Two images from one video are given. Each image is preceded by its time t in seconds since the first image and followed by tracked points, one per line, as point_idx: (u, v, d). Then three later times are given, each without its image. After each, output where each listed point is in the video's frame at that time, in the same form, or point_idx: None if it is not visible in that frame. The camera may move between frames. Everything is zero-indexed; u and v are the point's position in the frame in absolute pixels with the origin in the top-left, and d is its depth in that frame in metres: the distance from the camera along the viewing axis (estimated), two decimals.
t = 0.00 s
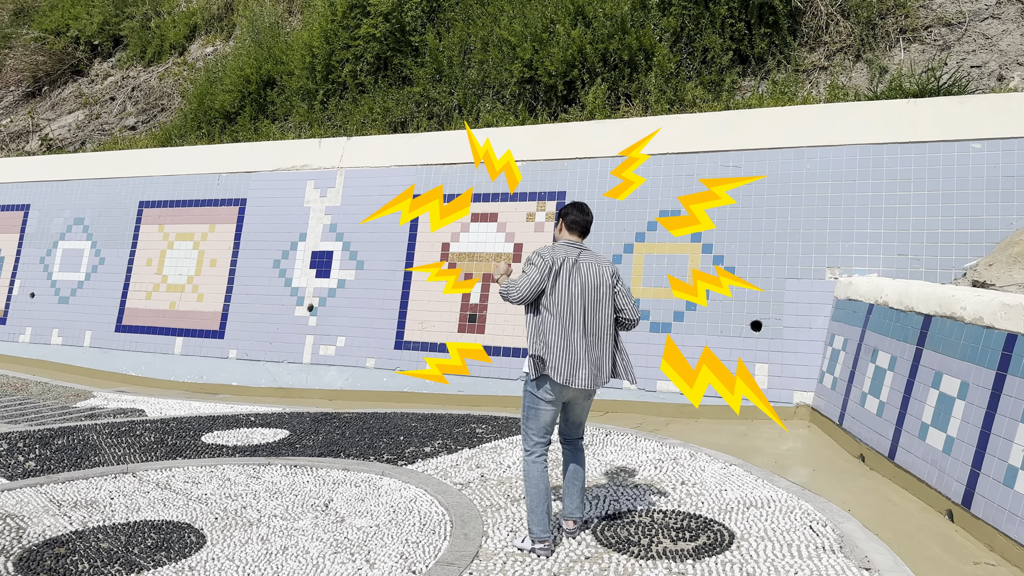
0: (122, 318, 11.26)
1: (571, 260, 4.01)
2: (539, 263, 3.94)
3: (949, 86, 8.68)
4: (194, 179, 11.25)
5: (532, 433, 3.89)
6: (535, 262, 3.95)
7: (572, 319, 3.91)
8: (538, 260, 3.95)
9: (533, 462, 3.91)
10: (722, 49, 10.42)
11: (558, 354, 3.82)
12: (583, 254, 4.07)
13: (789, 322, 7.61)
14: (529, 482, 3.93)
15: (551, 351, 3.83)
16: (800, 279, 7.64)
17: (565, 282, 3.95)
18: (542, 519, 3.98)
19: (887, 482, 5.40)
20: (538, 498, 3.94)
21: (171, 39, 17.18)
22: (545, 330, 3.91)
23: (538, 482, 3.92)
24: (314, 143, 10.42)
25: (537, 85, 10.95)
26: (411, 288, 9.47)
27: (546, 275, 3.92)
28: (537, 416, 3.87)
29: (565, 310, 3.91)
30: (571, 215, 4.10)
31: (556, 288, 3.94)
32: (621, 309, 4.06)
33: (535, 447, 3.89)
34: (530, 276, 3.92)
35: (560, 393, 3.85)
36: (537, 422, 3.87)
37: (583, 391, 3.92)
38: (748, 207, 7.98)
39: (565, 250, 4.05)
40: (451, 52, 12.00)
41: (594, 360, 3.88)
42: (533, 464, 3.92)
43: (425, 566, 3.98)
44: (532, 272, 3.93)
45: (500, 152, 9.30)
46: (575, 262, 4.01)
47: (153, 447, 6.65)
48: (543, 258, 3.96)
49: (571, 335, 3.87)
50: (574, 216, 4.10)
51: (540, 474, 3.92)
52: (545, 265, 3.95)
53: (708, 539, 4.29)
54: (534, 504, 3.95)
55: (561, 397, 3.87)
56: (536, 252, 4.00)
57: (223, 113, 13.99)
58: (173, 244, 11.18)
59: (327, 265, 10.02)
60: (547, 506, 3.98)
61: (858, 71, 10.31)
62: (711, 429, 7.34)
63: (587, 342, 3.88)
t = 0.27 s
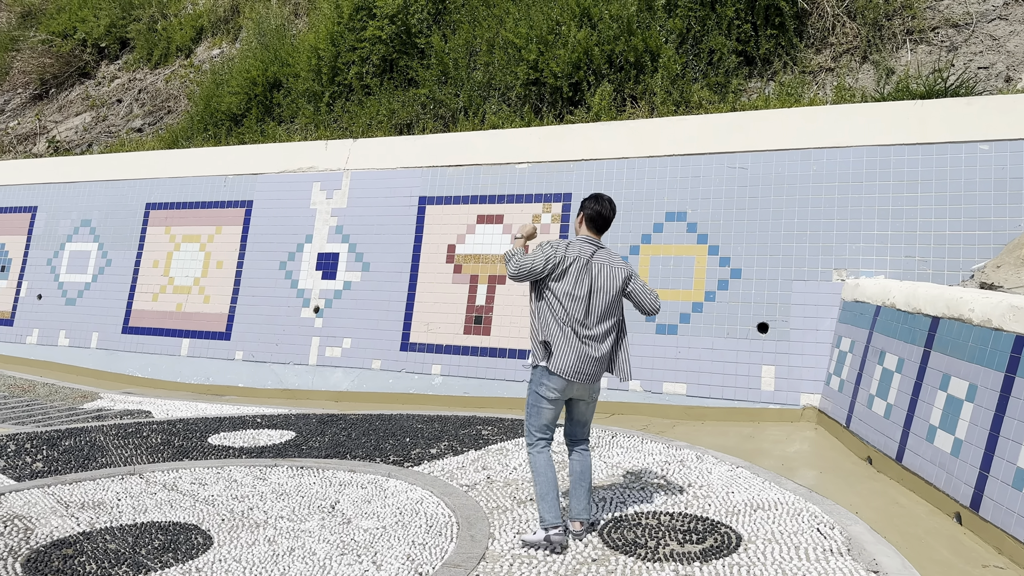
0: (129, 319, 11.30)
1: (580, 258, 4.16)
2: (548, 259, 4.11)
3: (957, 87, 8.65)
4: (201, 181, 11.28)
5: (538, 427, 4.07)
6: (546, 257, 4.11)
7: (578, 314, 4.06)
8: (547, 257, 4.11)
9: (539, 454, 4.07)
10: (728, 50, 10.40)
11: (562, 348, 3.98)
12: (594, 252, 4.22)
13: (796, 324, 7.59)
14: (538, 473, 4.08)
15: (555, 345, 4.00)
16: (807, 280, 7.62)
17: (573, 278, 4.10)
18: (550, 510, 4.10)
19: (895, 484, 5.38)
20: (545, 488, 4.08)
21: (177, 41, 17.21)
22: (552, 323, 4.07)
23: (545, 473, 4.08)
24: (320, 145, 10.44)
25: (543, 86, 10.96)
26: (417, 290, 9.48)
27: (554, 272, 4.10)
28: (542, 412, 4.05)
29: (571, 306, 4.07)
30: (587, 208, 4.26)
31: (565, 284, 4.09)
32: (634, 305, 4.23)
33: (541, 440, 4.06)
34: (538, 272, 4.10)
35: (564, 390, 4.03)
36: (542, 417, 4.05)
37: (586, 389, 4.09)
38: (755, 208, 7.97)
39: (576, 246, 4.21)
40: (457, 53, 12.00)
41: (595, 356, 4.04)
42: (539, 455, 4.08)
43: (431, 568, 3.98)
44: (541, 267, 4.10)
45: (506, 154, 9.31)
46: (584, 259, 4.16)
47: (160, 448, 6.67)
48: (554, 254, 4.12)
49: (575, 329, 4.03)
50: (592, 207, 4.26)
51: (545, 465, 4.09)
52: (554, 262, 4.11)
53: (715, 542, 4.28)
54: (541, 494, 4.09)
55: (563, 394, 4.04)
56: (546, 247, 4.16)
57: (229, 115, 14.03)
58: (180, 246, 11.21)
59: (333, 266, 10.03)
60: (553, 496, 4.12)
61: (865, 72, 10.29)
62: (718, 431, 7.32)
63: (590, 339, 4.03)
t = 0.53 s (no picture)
0: (134, 321, 11.32)
1: (583, 264, 4.18)
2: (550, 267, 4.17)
3: (962, 89, 8.64)
4: (206, 183, 11.31)
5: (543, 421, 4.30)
6: (548, 265, 4.18)
7: (577, 321, 4.09)
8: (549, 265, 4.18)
9: (545, 444, 4.35)
10: (733, 52, 10.39)
11: (559, 356, 4.06)
12: (598, 257, 4.22)
13: (802, 326, 7.57)
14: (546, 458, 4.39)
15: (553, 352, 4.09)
16: (813, 282, 7.60)
17: (574, 285, 4.14)
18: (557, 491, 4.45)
19: (901, 487, 5.36)
20: (553, 471, 4.41)
21: (183, 43, 17.26)
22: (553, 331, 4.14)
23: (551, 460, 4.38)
24: (325, 147, 10.47)
25: (547, 88, 10.97)
26: (422, 292, 9.48)
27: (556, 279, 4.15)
28: (544, 411, 4.25)
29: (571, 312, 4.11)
30: (587, 212, 4.31)
31: (565, 291, 4.13)
32: (637, 308, 4.22)
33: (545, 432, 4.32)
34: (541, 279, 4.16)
35: (562, 395, 4.15)
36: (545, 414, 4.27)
37: (588, 393, 4.14)
38: (760, 210, 7.96)
39: (580, 251, 4.24)
40: (461, 56, 12.01)
41: (595, 363, 4.07)
42: (546, 445, 4.35)
43: (436, 570, 3.98)
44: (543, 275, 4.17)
45: (511, 156, 9.31)
46: (586, 265, 4.18)
47: (165, 450, 6.68)
48: (556, 261, 4.17)
49: (573, 335, 4.08)
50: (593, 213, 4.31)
51: (552, 454, 4.36)
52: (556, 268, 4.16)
53: (721, 545, 4.27)
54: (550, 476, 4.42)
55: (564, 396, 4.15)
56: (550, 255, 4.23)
57: (235, 117, 14.06)
58: (185, 248, 11.24)
59: (338, 268, 10.04)
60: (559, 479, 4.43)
61: (870, 74, 10.27)
62: (724, 434, 7.31)
63: (588, 345, 4.07)
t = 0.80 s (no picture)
0: (139, 323, 11.34)
1: (579, 272, 4.28)
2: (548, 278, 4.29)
3: (968, 90, 8.62)
4: (211, 185, 11.33)
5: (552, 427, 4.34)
6: (547, 276, 4.30)
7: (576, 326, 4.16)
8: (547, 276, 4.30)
9: (556, 451, 4.37)
10: (738, 53, 10.39)
11: (559, 361, 4.11)
12: (595, 264, 4.31)
13: (807, 328, 7.55)
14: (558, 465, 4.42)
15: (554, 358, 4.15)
16: (818, 284, 7.59)
17: (571, 292, 4.24)
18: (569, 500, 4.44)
19: (907, 489, 5.34)
20: (564, 480, 4.42)
21: (187, 45, 17.28)
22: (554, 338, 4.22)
23: (562, 467, 4.40)
24: (329, 149, 10.48)
25: (551, 90, 10.98)
26: (426, 293, 9.49)
27: (554, 289, 4.26)
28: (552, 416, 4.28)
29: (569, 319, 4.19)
30: (583, 226, 4.41)
31: (564, 299, 4.23)
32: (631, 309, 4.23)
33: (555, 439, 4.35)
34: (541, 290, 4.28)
35: (567, 398, 4.16)
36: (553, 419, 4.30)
37: (593, 394, 4.13)
38: (765, 212, 7.94)
39: (576, 260, 4.34)
40: (465, 57, 12.02)
41: (595, 363, 4.09)
42: (556, 452, 4.38)
43: (441, 572, 3.97)
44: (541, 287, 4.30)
45: (515, 158, 9.31)
46: (582, 273, 4.27)
47: (170, 451, 6.69)
48: (553, 272, 4.29)
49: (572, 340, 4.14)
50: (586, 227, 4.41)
51: (563, 461, 4.39)
52: (554, 278, 4.28)
53: (726, 547, 4.26)
54: (561, 484, 4.44)
55: (569, 400, 4.17)
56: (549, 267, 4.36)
57: (239, 119, 14.09)
58: (190, 249, 11.26)
59: (342, 270, 10.05)
60: (571, 488, 4.44)
61: (875, 75, 10.26)
62: (728, 436, 7.30)
63: (587, 348, 4.11)
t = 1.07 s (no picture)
0: (143, 325, 11.35)
1: (579, 270, 4.53)
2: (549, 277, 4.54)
3: (973, 92, 8.60)
4: (214, 187, 11.35)
5: (556, 425, 4.48)
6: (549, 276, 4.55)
7: (578, 321, 4.39)
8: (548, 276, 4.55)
9: (558, 450, 4.49)
10: (742, 55, 10.37)
11: (563, 355, 4.34)
12: (594, 262, 4.55)
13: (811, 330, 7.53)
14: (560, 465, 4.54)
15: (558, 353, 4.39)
16: (822, 286, 7.57)
17: (572, 289, 4.47)
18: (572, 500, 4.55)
19: (912, 492, 5.33)
20: (567, 479, 4.54)
21: (191, 47, 17.31)
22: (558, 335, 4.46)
23: (565, 467, 4.52)
24: (333, 151, 10.49)
25: (555, 92, 10.97)
26: (430, 295, 9.48)
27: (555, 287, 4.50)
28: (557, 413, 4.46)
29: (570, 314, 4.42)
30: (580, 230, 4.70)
31: (565, 296, 4.46)
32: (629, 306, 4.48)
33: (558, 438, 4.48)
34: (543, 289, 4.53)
35: (573, 391, 4.38)
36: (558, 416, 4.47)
37: (596, 387, 4.35)
38: (769, 213, 7.93)
39: (576, 260, 4.60)
40: (469, 59, 12.02)
41: (597, 356, 4.32)
42: (559, 451, 4.51)
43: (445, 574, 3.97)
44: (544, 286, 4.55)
45: (519, 159, 9.31)
46: (582, 271, 4.52)
47: (174, 453, 6.69)
48: (555, 272, 4.54)
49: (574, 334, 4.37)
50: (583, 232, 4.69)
51: (565, 461, 4.51)
52: (555, 278, 4.53)
53: (731, 549, 4.25)
54: (564, 484, 4.55)
55: (574, 393, 4.39)
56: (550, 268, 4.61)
57: (243, 121, 14.11)
58: (194, 251, 11.28)
59: (346, 271, 10.06)
60: (573, 489, 4.55)
61: (879, 77, 10.24)
62: (733, 438, 7.28)
63: (590, 342, 4.34)
